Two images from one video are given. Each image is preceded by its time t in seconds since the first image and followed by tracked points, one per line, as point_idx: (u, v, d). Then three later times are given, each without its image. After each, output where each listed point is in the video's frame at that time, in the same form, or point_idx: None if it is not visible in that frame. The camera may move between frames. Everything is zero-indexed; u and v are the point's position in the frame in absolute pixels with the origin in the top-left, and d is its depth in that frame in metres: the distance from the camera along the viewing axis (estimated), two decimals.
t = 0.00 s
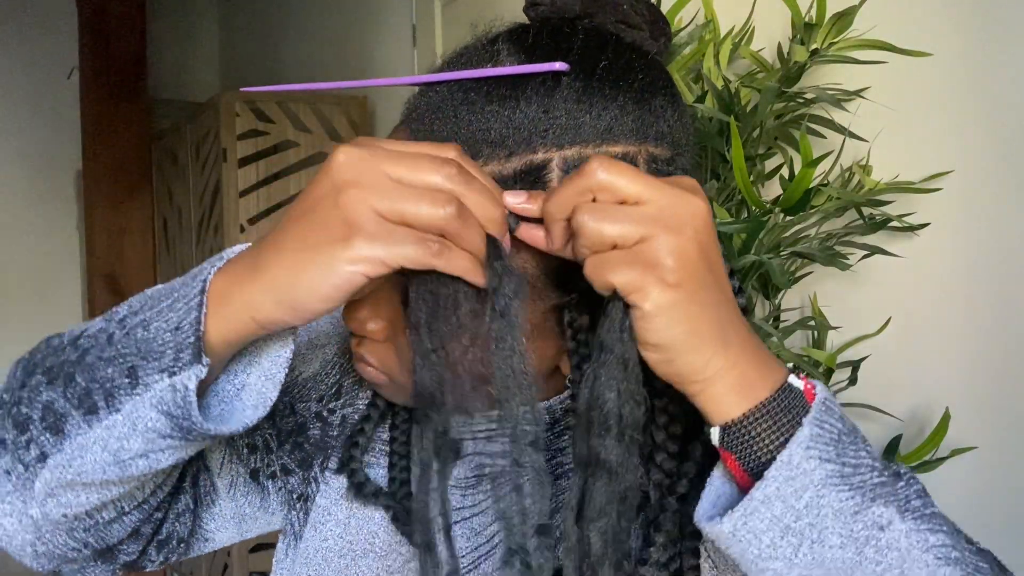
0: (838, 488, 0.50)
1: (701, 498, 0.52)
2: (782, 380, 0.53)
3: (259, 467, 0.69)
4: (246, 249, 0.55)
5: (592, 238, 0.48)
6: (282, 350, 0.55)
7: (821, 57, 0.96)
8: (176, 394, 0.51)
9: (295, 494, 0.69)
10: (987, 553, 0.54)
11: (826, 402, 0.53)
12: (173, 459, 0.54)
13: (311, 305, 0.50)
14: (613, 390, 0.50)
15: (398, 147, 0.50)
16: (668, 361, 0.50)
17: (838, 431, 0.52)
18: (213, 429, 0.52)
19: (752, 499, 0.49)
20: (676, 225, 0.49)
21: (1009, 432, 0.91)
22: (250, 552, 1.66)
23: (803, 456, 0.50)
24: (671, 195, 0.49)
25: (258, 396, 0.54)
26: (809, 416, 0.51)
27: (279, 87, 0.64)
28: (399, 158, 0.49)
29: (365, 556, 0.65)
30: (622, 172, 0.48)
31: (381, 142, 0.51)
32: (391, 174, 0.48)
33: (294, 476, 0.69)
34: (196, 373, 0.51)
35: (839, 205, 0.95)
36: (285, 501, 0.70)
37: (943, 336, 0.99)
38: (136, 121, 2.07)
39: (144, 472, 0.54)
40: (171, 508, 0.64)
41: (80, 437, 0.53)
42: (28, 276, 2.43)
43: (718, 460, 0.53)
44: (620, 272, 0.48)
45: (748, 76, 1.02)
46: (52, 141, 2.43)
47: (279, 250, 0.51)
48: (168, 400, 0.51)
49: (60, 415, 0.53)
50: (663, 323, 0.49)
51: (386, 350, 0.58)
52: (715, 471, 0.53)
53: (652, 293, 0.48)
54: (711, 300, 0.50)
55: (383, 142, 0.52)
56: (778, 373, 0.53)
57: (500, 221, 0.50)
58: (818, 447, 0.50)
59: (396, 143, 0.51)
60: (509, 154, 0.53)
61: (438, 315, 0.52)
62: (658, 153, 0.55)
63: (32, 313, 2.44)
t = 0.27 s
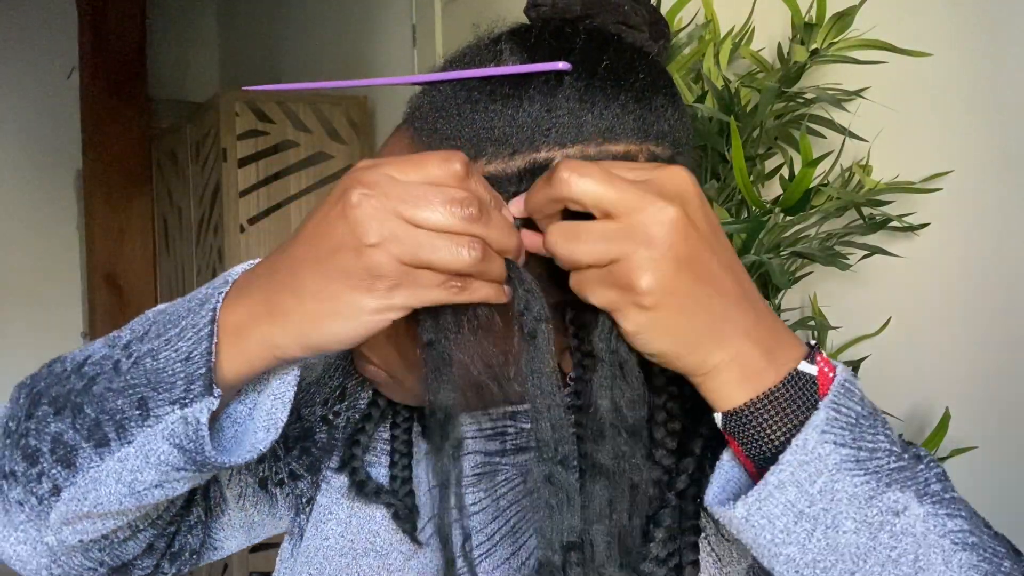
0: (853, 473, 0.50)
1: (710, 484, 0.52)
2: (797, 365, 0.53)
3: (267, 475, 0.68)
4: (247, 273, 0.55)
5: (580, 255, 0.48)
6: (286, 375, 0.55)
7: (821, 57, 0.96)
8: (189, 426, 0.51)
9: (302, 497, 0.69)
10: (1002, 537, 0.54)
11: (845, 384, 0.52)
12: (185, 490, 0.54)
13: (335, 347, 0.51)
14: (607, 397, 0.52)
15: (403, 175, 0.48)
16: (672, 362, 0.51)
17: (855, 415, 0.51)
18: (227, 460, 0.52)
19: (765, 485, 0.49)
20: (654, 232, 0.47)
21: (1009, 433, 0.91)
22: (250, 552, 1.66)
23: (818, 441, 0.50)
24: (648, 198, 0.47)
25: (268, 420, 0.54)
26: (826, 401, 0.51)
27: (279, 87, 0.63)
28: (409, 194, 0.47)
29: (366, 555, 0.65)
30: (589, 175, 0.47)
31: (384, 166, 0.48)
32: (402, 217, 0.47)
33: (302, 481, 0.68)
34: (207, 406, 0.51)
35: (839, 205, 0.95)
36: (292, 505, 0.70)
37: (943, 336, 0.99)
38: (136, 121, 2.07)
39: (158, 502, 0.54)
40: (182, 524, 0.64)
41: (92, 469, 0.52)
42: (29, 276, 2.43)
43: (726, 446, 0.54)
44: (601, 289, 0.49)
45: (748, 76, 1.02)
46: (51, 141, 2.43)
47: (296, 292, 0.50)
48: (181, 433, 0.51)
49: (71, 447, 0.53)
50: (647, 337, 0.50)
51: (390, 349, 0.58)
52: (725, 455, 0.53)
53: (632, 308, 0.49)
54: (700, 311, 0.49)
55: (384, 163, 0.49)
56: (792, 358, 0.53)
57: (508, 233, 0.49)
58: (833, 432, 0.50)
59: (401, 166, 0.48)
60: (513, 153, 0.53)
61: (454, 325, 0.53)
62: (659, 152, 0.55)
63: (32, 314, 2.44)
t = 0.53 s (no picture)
0: (846, 464, 0.50)
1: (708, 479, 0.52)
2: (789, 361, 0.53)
3: (267, 471, 0.68)
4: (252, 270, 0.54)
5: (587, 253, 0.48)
6: (288, 367, 0.54)
7: (821, 57, 0.96)
8: (189, 417, 0.51)
9: (303, 495, 0.69)
10: (993, 533, 0.54)
11: (834, 380, 0.53)
12: (185, 480, 0.54)
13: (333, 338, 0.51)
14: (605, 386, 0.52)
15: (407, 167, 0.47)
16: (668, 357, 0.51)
17: (846, 408, 0.52)
18: (227, 451, 0.52)
19: (759, 476, 0.49)
20: (674, 232, 0.47)
21: (1009, 433, 0.91)
22: (250, 551, 1.66)
23: (811, 432, 0.50)
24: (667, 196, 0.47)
25: (268, 412, 0.54)
26: (817, 394, 0.51)
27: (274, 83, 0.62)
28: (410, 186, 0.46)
29: (366, 552, 0.66)
30: (607, 182, 0.46)
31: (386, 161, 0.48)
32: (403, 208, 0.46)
33: (302, 478, 0.69)
34: (208, 396, 0.51)
35: (839, 205, 0.95)
36: (293, 503, 0.70)
37: (943, 336, 0.99)
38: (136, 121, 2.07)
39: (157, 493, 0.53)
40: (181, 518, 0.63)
41: (92, 460, 0.52)
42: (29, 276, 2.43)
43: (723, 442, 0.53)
44: (615, 285, 0.48)
45: (748, 76, 1.02)
46: (51, 141, 2.43)
47: (295, 280, 0.50)
48: (180, 423, 0.51)
49: (71, 438, 0.52)
50: (654, 331, 0.49)
51: (393, 349, 0.58)
52: (721, 451, 0.53)
53: (643, 303, 0.48)
54: (707, 309, 0.49)
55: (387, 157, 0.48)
56: (784, 356, 0.53)
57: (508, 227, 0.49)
58: (825, 425, 0.50)
59: (402, 159, 0.47)
60: (518, 147, 0.53)
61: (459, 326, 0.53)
62: (663, 149, 0.55)
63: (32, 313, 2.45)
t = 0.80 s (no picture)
0: (853, 452, 0.50)
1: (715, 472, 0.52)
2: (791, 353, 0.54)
3: (267, 472, 0.68)
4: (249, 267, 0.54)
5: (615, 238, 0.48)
6: (295, 367, 0.55)
7: (821, 57, 0.96)
8: (196, 404, 0.51)
9: (304, 495, 0.69)
10: (999, 527, 0.54)
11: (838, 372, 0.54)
12: (191, 475, 0.54)
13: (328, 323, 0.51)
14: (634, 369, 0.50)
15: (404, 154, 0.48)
16: (690, 343, 0.51)
17: (849, 398, 0.52)
18: (235, 439, 0.52)
19: (767, 463, 0.50)
20: (693, 208, 0.48)
21: (1009, 433, 0.91)
22: (250, 552, 1.66)
23: (817, 420, 0.50)
24: (681, 176, 0.48)
25: (276, 411, 0.54)
26: (822, 383, 0.52)
27: (272, 83, 0.63)
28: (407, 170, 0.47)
29: (367, 552, 0.65)
30: (628, 169, 0.47)
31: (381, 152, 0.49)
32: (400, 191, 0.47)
33: (303, 478, 0.69)
34: (215, 382, 0.51)
35: (839, 205, 0.95)
36: (294, 504, 0.70)
37: (943, 336, 0.99)
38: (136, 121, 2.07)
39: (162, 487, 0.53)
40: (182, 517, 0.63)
41: (97, 453, 0.52)
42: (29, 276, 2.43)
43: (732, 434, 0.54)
44: (648, 267, 0.48)
45: (748, 76, 1.02)
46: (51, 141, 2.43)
47: (293, 267, 0.50)
48: (188, 410, 0.51)
49: (76, 432, 0.53)
50: (684, 311, 0.49)
51: (397, 349, 0.58)
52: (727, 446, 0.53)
53: (675, 279, 0.48)
54: (729, 284, 0.50)
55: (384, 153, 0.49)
56: (786, 348, 0.54)
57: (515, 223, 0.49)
58: (831, 412, 0.51)
59: (404, 148, 0.48)
60: (521, 145, 0.53)
61: (461, 324, 0.53)
62: (664, 148, 0.56)
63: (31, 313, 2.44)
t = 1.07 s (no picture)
0: (881, 461, 0.50)
1: (730, 475, 0.51)
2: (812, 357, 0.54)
3: (274, 475, 0.69)
4: (259, 272, 0.52)
5: (612, 192, 0.50)
6: (299, 366, 0.53)
7: (821, 57, 0.96)
8: (205, 416, 0.50)
9: (308, 496, 0.70)
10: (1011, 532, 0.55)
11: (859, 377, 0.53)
12: (202, 481, 0.54)
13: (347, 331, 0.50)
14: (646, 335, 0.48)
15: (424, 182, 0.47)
16: (710, 315, 0.50)
17: (873, 407, 0.52)
18: (243, 447, 0.51)
19: (793, 473, 0.49)
20: (685, 174, 0.52)
21: (1011, 433, 0.91)
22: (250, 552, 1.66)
23: (844, 429, 0.50)
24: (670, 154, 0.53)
25: (282, 408, 0.52)
26: (848, 390, 0.52)
27: (268, 82, 0.63)
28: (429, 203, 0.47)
29: (368, 551, 0.65)
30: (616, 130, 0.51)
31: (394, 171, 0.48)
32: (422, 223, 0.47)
33: (308, 480, 0.69)
34: (224, 396, 0.50)
35: (840, 205, 0.95)
36: (299, 506, 0.70)
37: (943, 335, 0.99)
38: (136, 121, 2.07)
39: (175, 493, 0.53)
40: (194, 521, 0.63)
41: (108, 465, 0.51)
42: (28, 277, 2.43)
43: (748, 431, 0.52)
44: (652, 214, 0.49)
45: (748, 76, 1.02)
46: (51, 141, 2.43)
47: (308, 287, 0.49)
48: (197, 423, 0.50)
49: (85, 445, 0.52)
50: (697, 262, 0.49)
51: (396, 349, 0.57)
52: (741, 446, 0.52)
53: (681, 223, 0.49)
54: (731, 246, 0.51)
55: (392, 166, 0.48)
56: (809, 354, 0.54)
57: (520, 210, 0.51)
58: (858, 421, 0.50)
59: (414, 164, 0.48)
60: (519, 144, 0.53)
61: (456, 321, 0.52)
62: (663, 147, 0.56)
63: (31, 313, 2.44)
